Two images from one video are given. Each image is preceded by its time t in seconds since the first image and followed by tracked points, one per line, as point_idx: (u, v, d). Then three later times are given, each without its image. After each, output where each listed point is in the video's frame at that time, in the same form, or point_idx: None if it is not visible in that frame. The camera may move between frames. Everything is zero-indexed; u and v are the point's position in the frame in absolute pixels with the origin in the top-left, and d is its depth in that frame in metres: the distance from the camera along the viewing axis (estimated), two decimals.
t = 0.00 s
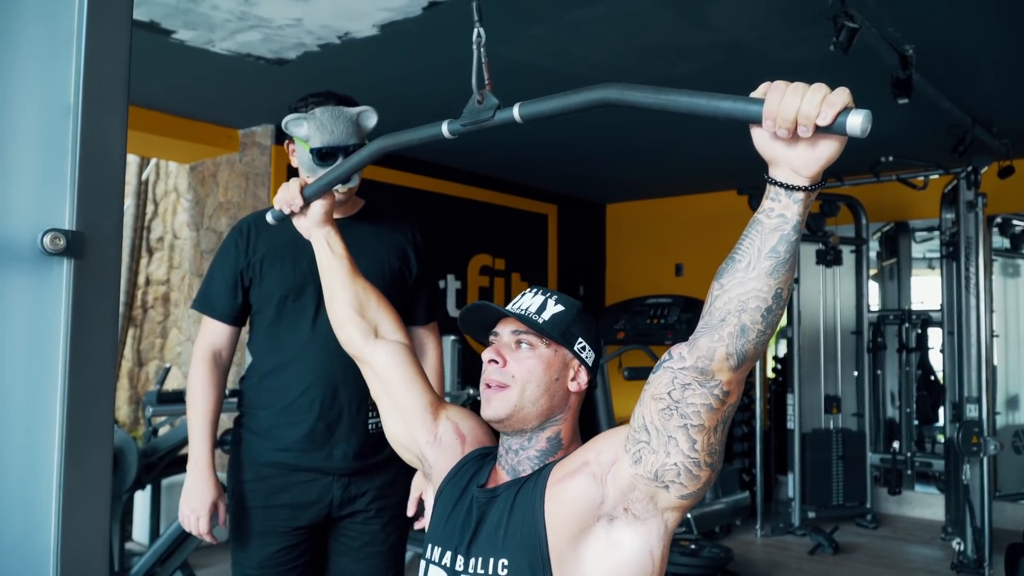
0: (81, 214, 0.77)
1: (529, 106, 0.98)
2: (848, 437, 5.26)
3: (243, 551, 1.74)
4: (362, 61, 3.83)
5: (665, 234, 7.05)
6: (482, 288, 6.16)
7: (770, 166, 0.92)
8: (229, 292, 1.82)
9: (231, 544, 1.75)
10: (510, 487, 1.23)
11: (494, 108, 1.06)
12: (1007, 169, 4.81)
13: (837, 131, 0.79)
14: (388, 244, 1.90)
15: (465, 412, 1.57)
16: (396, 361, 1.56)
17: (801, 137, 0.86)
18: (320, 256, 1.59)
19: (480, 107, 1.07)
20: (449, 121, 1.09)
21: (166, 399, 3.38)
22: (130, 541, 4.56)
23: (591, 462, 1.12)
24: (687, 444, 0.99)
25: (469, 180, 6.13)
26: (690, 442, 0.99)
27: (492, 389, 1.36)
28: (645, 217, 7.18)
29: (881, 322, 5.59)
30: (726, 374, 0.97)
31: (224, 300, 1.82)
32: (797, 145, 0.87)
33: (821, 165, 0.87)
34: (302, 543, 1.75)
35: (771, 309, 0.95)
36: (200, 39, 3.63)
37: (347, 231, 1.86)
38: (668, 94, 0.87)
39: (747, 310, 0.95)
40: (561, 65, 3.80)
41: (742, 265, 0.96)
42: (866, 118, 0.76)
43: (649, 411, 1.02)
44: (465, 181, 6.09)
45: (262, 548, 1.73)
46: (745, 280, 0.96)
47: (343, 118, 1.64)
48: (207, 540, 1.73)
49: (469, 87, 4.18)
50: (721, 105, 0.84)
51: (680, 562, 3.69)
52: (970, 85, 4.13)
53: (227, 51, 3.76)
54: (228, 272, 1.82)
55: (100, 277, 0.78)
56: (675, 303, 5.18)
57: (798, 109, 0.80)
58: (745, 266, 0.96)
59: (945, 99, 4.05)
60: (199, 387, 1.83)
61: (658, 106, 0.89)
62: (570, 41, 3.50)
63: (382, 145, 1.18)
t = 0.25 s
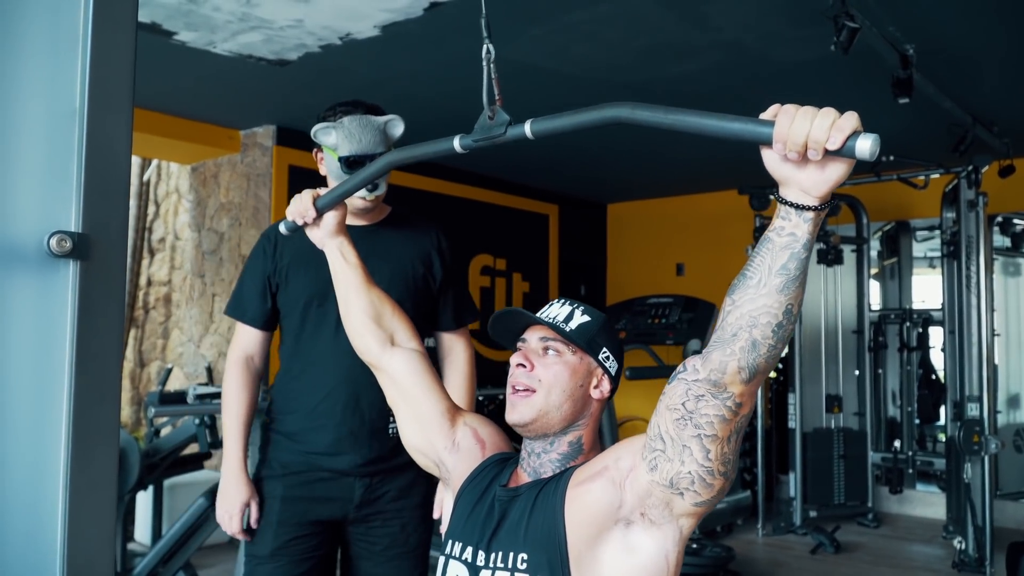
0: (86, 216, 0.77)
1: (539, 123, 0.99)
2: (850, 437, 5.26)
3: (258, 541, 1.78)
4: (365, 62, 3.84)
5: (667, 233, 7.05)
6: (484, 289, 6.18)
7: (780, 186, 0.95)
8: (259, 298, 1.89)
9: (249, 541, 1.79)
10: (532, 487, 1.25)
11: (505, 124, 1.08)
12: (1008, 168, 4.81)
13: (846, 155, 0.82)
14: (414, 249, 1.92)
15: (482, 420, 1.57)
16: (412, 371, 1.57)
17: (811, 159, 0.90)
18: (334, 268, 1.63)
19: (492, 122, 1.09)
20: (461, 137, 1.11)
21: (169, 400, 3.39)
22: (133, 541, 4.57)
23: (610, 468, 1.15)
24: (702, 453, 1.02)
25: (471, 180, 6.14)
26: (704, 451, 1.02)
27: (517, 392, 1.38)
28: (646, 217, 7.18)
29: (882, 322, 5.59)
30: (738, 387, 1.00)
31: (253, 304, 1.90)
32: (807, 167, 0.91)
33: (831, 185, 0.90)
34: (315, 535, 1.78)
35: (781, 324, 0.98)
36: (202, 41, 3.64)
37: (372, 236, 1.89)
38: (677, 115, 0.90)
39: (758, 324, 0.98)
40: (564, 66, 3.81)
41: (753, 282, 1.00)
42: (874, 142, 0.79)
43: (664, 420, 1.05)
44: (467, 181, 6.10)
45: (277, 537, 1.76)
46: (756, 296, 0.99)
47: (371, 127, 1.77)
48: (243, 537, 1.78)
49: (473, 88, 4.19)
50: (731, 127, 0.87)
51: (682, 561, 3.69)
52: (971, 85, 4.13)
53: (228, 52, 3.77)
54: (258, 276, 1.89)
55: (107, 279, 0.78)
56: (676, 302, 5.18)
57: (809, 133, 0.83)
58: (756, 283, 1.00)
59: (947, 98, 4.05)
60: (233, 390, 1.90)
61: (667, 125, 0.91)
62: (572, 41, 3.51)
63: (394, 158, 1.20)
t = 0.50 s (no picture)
0: (89, 215, 0.78)
1: (551, 146, 1.02)
2: (848, 435, 5.26)
3: (275, 545, 1.80)
4: (365, 62, 3.84)
5: (666, 233, 7.05)
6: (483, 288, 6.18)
7: (791, 216, 0.97)
8: (272, 297, 1.90)
9: (264, 539, 1.82)
10: (549, 488, 1.28)
11: (518, 147, 1.08)
12: (1006, 168, 4.83)
13: (857, 188, 0.84)
14: (424, 249, 1.93)
15: (496, 429, 1.58)
16: (427, 386, 1.57)
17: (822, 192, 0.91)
18: (345, 283, 1.62)
19: (503, 144, 1.09)
20: (473, 158, 1.11)
21: (168, 399, 3.39)
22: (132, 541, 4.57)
23: (624, 475, 1.17)
24: (714, 469, 1.03)
25: (470, 180, 6.14)
26: (716, 467, 1.03)
27: (537, 396, 1.40)
28: (646, 216, 7.18)
29: (881, 320, 5.59)
30: (752, 408, 1.01)
31: (267, 305, 1.91)
32: (817, 198, 0.92)
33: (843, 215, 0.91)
34: (331, 541, 1.79)
35: (794, 347, 0.99)
36: (201, 40, 3.64)
37: (382, 237, 1.90)
38: (689, 144, 0.92)
39: (771, 347, 0.99)
40: (565, 66, 3.82)
41: (766, 306, 1.00)
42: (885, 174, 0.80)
43: (678, 437, 1.07)
44: (466, 180, 6.10)
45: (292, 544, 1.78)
46: (769, 320, 1.00)
47: (386, 130, 1.84)
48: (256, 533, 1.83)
49: (474, 88, 4.20)
50: (746, 156, 0.88)
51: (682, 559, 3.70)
52: (969, 84, 4.14)
53: (228, 52, 3.78)
54: (271, 277, 1.90)
55: (108, 277, 0.79)
56: (675, 301, 5.18)
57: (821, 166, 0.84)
58: (769, 307, 1.00)
59: (945, 98, 4.06)
60: (248, 389, 1.91)
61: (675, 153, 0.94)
62: (572, 41, 3.52)
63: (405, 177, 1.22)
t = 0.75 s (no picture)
0: (86, 209, 0.78)
1: (559, 181, 1.02)
2: (843, 431, 5.27)
3: (270, 538, 1.80)
4: (361, 57, 3.84)
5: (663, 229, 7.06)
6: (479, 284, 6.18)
7: (801, 255, 1.00)
8: (271, 291, 1.90)
9: (259, 532, 1.82)
10: (556, 486, 1.29)
11: (525, 180, 1.11)
12: (1001, 165, 4.84)
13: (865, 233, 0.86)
14: (423, 247, 1.93)
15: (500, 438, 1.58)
16: (431, 407, 1.57)
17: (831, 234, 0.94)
18: (349, 308, 1.63)
19: (511, 177, 1.13)
20: (480, 189, 1.14)
21: (164, 394, 3.38)
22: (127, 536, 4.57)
23: (632, 477, 1.19)
24: (726, 497, 1.06)
25: (467, 176, 6.14)
26: (731, 495, 1.06)
27: (546, 398, 1.41)
28: (642, 213, 7.19)
29: (875, 316, 5.58)
30: (776, 446, 1.03)
31: (264, 300, 1.90)
32: (827, 240, 0.95)
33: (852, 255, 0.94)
34: (324, 533, 1.79)
35: (813, 384, 1.01)
36: (197, 35, 3.63)
37: (381, 235, 1.90)
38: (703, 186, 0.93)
39: (791, 384, 1.01)
40: (561, 61, 3.83)
41: (784, 344, 1.03)
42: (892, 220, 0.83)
43: (695, 463, 1.09)
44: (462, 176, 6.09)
45: (285, 536, 1.78)
46: (787, 357, 1.02)
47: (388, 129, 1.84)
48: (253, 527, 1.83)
49: (470, 84, 4.20)
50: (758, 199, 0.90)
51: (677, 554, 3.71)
52: (965, 81, 4.15)
53: (224, 47, 3.77)
54: (270, 271, 1.90)
55: (105, 271, 0.79)
56: (671, 297, 5.18)
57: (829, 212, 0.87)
58: (786, 345, 1.02)
59: (941, 95, 4.08)
60: (247, 383, 1.91)
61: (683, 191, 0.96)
62: (568, 37, 3.51)
63: (410, 206, 1.22)
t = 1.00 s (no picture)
0: (81, 198, 0.78)
1: (566, 225, 1.06)
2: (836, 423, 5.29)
3: (267, 530, 1.81)
4: (356, 48, 3.83)
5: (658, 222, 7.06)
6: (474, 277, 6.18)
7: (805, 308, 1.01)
8: (267, 283, 1.89)
9: (256, 522, 1.82)
10: (563, 480, 1.32)
11: (531, 221, 1.14)
12: (994, 157, 4.85)
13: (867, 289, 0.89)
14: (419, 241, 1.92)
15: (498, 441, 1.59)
16: (431, 428, 1.57)
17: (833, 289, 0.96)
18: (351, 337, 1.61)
19: (516, 217, 1.15)
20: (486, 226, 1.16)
21: (158, 386, 3.37)
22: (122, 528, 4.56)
23: (643, 480, 1.21)
24: (734, 534, 1.08)
25: (461, 168, 6.13)
26: (740, 531, 1.08)
27: (551, 398, 1.41)
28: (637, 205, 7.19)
29: (869, 308, 5.58)
30: (794, 497, 1.02)
31: (260, 292, 1.89)
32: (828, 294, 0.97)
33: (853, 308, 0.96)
34: (322, 524, 1.80)
35: (826, 435, 1.00)
36: (190, 26, 3.62)
37: (377, 229, 1.90)
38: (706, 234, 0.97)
39: (803, 435, 1.01)
40: (557, 54, 3.83)
41: (796, 395, 1.03)
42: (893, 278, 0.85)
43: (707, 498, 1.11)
44: (457, 169, 6.08)
45: (284, 528, 1.78)
46: (801, 407, 1.02)
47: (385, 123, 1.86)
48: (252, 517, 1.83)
49: (465, 76, 4.20)
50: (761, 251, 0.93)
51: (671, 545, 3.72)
52: (959, 74, 4.16)
53: (218, 38, 3.75)
54: (267, 263, 1.90)
55: (101, 260, 0.79)
56: (665, 290, 5.19)
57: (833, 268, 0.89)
58: (798, 395, 1.03)
59: (936, 88, 4.08)
60: (244, 374, 1.90)
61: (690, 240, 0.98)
62: (564, 29, 3.51)
63: (417, 239, 1.24)
